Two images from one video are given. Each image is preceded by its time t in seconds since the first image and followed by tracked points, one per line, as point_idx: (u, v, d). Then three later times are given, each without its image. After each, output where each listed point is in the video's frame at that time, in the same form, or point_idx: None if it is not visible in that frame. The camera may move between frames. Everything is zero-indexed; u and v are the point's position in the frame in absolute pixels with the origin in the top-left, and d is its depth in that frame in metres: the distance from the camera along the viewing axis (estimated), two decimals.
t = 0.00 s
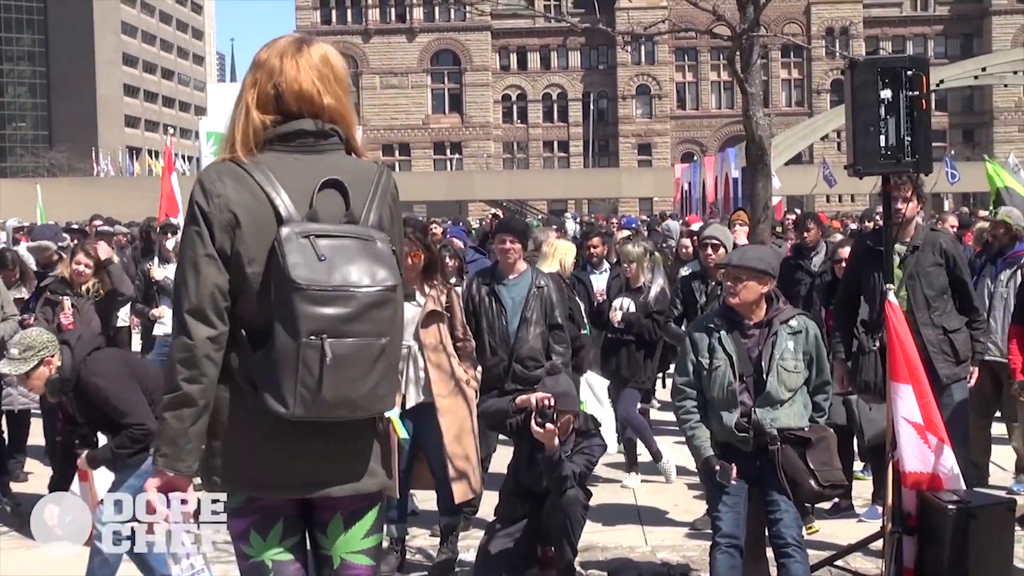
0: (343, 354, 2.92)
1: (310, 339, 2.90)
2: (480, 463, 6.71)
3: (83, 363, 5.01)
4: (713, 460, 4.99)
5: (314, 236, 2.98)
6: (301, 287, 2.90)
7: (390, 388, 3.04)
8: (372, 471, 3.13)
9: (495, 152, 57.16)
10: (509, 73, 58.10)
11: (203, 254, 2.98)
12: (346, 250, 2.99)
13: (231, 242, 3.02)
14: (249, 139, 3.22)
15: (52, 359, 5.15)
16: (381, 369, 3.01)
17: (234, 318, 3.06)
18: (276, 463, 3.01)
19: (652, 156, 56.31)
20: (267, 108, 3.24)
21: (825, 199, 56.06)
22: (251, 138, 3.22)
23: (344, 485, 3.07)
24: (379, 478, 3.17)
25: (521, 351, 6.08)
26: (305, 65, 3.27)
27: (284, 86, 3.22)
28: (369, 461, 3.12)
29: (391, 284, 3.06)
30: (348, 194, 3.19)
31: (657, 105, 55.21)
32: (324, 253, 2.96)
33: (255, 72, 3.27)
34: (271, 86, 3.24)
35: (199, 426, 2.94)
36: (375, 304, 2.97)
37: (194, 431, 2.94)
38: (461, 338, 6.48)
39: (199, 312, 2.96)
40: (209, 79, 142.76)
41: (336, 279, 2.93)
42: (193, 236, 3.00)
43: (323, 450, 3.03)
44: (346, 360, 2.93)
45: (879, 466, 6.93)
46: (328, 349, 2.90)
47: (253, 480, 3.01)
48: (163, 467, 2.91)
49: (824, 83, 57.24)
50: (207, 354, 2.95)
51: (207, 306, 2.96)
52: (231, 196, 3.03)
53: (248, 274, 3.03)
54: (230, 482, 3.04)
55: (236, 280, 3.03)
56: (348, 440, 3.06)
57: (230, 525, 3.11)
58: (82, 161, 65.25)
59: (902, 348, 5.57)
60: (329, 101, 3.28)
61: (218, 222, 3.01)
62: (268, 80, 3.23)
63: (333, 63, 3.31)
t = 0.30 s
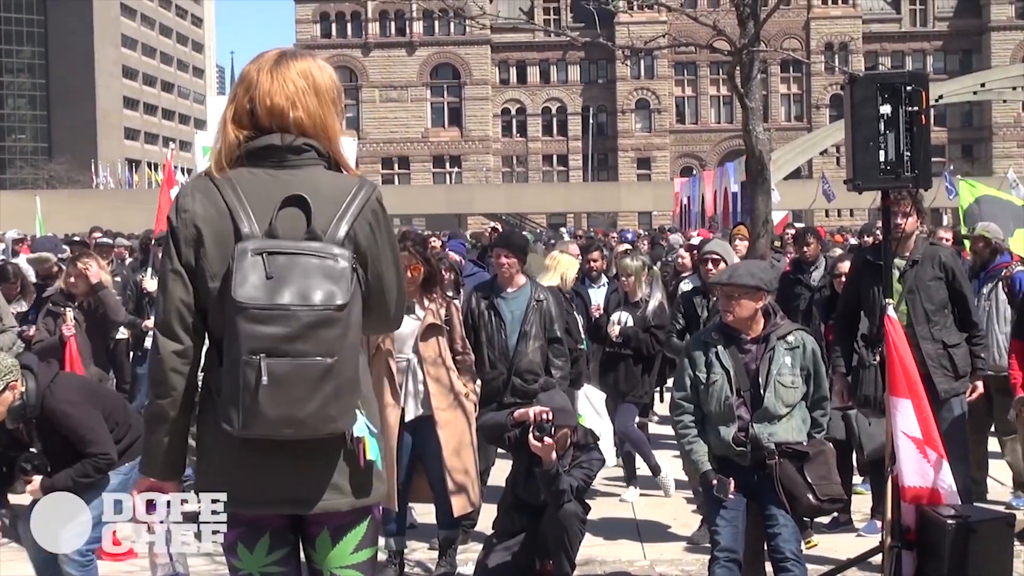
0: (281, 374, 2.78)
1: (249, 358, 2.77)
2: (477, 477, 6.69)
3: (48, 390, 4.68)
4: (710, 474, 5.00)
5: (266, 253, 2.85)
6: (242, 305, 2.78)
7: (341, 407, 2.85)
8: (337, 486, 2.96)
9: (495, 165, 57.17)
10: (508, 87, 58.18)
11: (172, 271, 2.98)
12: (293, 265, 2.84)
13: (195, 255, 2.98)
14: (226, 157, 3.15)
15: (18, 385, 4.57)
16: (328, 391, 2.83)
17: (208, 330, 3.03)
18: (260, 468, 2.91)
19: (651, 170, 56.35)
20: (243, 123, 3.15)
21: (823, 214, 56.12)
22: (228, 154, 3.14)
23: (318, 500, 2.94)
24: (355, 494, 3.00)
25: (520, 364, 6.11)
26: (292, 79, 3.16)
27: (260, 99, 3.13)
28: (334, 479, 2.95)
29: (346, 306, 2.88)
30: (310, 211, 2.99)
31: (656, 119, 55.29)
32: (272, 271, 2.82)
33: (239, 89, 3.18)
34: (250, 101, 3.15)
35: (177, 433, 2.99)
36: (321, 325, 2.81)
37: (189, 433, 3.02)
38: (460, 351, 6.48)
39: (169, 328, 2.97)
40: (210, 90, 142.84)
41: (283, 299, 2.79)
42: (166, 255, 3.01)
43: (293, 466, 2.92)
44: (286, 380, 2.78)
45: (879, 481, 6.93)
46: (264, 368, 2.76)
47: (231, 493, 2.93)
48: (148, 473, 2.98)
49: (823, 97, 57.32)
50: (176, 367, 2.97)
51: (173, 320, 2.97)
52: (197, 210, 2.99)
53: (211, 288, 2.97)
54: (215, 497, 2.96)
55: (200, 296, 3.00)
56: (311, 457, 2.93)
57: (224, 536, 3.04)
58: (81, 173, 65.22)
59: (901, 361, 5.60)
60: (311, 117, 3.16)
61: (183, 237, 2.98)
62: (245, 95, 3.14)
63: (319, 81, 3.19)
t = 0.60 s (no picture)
0: (259, 370, 2.71)
1: (228, 353, 2.72)
2: (478, 474, 6.67)
3: (26, 397, 4.82)
4: (710, 471, 4.98)
5: (246, 250, 2.81)
6: (219, 305, 2.73)
7: (321, 403, 2.78)
8: (326, 479, 2.90)
9: (495, 161, 57.18)
10: (509, 83, 58.17)
11: (165, 270, 2.96)
12: (279, 261, 2.79)
13: (186, 253, 2.95)
14: (216, 153, 3.12)
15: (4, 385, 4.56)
16: (306, 387, 2.75)
17: (200, 326, 3.00)
18: (253, 463, 2.87)
19: (652, 166, 56.30)
20: (233, 118, 3.11)
21: (825, 211, 56.10)
22: (218, 153, 3.12)
23: (307, 496, 2.88)
24: (345, 489, 2.94)
25: (520, 361, 6.08)
26: (284, 76, 3.11)
27: (248, 94, 3.09)
28: (328, 475, 2.91)
29: (334, 304, 2.83)
30: (291, 207, 2.93)
31: (657, 115, 55.24)
32: (254, 268, 2.77)
33: (233, 85, 3.15)
34: (241, 96, 3.11)
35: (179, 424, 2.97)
36: (296, 320, 2.72)
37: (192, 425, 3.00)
38: (459, 348, 6.46)
39: (163, 325, 2.95)
40: (210, 87, 142.73)
41: (259, 295, 2.73)
42: (159, 253, 3.01)
43: (279, 462, 2.87)
44: (261, 376, 2.71)
45: (881, 477, 6.91)
46: (239, 365, 2.70)
47: (230, 491, 2.90)
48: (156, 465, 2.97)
49: (824, 94, 57.28)
50: (170, 363, 2.95)
51: (166, 316, 2.95)
52: (185, 207, 2.99)
53: (201, 283, 2.94)
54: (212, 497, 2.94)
55: (190, 293, 2.97)
56: (300, 455, 2.87)
57: (224, 534, 3.01)
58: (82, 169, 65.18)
59: (900, 356, 5.62)
60: (299, 111, 3.09)
61: (172, 234, 2.98)
62: (235, 90, 3.10)
63: (311, 76, 3.13)
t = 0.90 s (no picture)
0: (266, 368, 2.70)
1: (236, 353, 2.71)
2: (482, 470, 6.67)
3: (16, 413, 4.84)
4: (715, 470, 4.97)
5: (255, 247, 2.80)
6: (227, 303, 2.72)
7: (330, 400, 2.76)
8: (337, 476, 2.90)
9: (500, 159, 57.20)
10: (514, 81, 58.19)
11: (177, 268, 2.97)
12: (286, 259, 2.78)
13: (196, 253, 2.95)
14: (226, 149, 3.11)
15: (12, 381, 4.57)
16: (314, 384, 2.73)
17: (212, 324, 2.99)
18: (262, 463, 2.86)
19: (656, 165, 56.27)
20: (243, 114, 3.10)
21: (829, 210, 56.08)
22: (226, 147, 3.10)
23: (318, 492, 2.88)
24: (355, 486, 2.93)
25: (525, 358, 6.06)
26: (293, 73, 3.10)
27: (256, 89, 3.08)
28: (335, 472, 2.90)
29: (342, 302, 2.81)
30: (300, 204, 2.91)
31: (661, 113, 55.24)
32: (261, 266, 2.77)
33: (244, 82, 3.14)
34: (249, 93, 3.10)
35: (190, 424, 2.97)
36: (303, 317, 2.71)
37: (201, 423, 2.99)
38: (465, 345, 6.45)
39: (173, 321, 2.95)
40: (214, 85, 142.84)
41: (267, 293, 2.72)
42: (171, 250, 3.01)
43: (287, 461, 2.86)
44: (271, 374, 2.70)
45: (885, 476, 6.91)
46: (249, 363, 2.69)
47: (236, 490, 2.91)
48: (168, 463, 2.99)
49: (829, 93, 57.25)
50: (180, 358, 2.95)
51: (179, 313, 2.95)
52: (195, 203, 3.00)
53: (210, 281, 2.93)
54: (227, 496, 2.94)
55: (199, 289, 2.97)
56: (315, 453, 2.86)
57: (234, 529, 3.01)
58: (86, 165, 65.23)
59: (902, 357, 5.65)
60: (307, 106, 3.08)
61: (184, 231, 2.99)
62: (245, 87, 3.09)
63: (321, 73, 3.12)
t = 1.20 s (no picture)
0: (278, 379, 2.71)
1: (250, 363, 2.71)
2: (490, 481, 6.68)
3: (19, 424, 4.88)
4: (723, 480, 4.97)
5: (271, 257, 2.80)
6: (240, 313, 2.73)
7: (341, 410, 2.74)
8: (351, 485, 2.87)
9: (507, 168, 57.24)
10: (521, 91, 58.27)
11: (195, 274, 2.98)
12: (297, 269, 2.78)
13: (212, 264, 2.97)
14: (250, 156, 3.11)
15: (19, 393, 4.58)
16: (326, 396, 2.72)
17: (229, 329, 2.98)
18: (275, 470, 2.86)
19: (663, 175, 56.26)
20: (265, 121, 3.10)
21: (837, 220, 56.07)
22: (249, 156, 3.09)
23: (332, 501, 2.86)
24: (370, 496, 2.91)
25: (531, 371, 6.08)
26: (314, 80, 3.09)
27: (277, 96, 3.07)
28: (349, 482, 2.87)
29: (356, 313, 2.80)
30: (314, 214, 2.90)
31: (669, 123, 55.24)
32: (274, 276, 2.77)
33: (265, 93, 3.13)
34: (270, 101, 3.09)
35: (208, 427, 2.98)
36: (314, 329, 2.71)
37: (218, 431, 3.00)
38: (472, 354, 6.43)
39: (192, 329, 2.96)
40: (222, 95, 143.15)
41: (280, 305, 2.72)
42: (188, 260, 3.02)
43: (304, 470, 2.85)
44: (282, 383, 2.70)
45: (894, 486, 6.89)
46: (260, 373, 2.70)
47: (250, 497, 2.92)
48: (184, 471, 3.00)
49: (836, 103, 57.26)
50: (198, 364, 2.96)
51: (198, 320, 2.95)
52: (213, 213, 3.01)
53: (226, 288, 2.95)
54: (243, 502, 2.94)
55: (216, 296, 2.98)
56: (330, 462, 2.85)
57: (253, 538, 3.02)
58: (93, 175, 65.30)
59: (910, 367, 5.64)
60: (326, 116, 3.07)
61: (201, 239, 3.00)
62: (267, 98, 3.08)
63: (343, 87, 3.10)
